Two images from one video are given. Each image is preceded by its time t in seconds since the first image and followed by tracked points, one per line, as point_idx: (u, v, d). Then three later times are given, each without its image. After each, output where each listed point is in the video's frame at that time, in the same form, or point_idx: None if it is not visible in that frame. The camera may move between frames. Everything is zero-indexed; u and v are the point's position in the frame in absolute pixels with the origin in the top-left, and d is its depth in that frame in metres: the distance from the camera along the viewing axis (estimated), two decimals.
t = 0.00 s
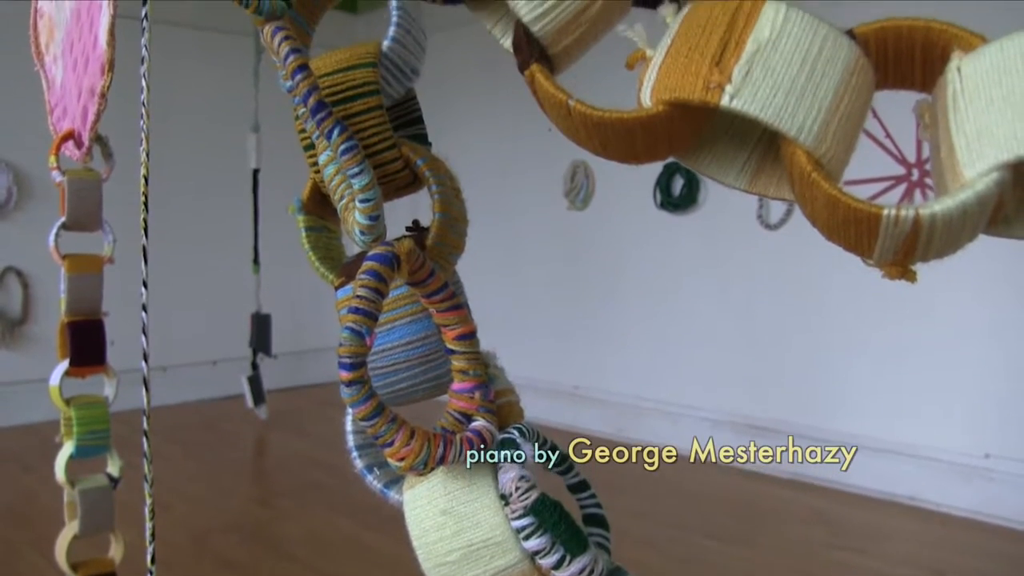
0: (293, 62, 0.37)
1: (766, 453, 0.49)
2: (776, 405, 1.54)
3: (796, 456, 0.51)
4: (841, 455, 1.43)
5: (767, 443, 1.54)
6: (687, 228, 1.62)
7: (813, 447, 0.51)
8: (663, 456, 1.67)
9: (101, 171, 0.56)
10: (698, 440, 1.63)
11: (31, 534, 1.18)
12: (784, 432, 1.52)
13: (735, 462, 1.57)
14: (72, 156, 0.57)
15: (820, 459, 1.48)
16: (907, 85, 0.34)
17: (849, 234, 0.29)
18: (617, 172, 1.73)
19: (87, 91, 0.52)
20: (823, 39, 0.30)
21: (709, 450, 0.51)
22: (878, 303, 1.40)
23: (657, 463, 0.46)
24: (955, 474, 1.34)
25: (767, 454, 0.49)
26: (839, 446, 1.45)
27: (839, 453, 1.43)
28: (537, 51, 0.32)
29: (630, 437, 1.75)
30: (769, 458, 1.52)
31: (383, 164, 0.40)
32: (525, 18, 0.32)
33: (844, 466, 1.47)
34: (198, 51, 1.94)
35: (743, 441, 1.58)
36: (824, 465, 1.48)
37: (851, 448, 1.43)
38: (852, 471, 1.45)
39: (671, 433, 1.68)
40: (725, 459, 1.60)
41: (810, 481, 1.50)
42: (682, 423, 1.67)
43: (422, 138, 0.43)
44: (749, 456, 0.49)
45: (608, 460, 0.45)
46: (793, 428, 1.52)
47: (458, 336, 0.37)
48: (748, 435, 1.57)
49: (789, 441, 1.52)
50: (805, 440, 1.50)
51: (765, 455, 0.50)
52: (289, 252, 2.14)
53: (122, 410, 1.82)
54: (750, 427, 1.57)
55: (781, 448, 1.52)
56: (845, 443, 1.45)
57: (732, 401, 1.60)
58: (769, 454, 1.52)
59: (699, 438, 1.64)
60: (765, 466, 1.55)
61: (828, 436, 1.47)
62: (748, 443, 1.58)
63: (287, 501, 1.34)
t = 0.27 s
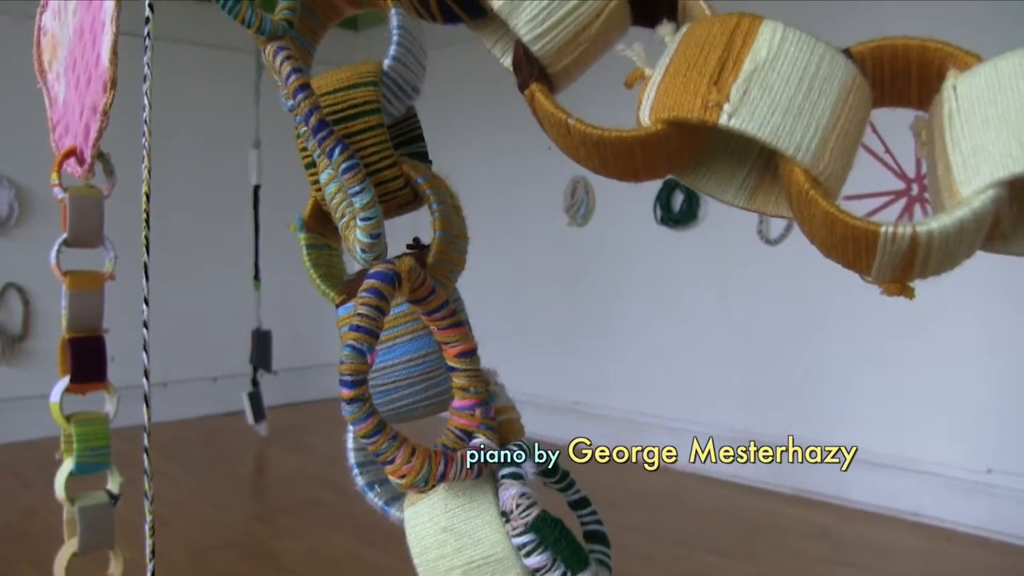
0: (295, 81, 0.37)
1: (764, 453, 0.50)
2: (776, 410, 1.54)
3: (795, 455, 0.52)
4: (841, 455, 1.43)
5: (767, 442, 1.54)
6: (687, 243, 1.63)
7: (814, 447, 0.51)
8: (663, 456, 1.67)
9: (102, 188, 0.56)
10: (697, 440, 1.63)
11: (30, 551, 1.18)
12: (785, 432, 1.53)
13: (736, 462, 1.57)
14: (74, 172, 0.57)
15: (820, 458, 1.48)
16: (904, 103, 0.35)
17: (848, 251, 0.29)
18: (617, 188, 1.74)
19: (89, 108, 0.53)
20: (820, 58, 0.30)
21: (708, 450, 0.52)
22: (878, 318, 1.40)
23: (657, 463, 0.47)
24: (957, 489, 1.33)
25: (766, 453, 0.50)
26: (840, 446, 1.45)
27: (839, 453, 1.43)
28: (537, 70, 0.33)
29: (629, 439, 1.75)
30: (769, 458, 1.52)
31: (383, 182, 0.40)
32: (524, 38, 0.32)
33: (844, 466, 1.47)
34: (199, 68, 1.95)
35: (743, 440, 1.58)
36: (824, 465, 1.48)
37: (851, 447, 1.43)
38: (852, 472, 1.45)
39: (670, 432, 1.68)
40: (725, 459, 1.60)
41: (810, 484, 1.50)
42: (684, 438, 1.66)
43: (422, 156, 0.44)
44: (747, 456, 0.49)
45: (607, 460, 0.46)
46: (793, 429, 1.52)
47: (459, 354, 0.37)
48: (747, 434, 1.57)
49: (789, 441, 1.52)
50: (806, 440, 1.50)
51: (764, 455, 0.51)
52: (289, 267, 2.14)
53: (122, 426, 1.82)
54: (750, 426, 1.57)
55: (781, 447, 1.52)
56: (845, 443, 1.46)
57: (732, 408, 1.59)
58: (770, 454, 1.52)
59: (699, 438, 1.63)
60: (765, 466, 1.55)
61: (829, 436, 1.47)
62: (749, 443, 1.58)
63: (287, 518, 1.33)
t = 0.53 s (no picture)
0: (296, 102, 0.38)
1: (764, 453, 0.51)
2: (776, 414, 1.53)
3: (796, 454, 0.53)
4: (841, 453, 1.43)
5: (767, 442, 1.54)
6: (687, 260, 1.63)
7: (814, 447, 0.53)
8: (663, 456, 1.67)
9: (104, 206, 0.56)
10: (697, 440, 1.63)
11: (29, 570, 1.18)
12: (785, 432, 1.53)
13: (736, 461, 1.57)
14: (76, 191, 0.58)
15: (821, 457, 1.48)
16: (901, 122, 0.35)
17: (846, 269, 0.30)
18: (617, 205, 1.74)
19: (91, 126, 0.53)
20: (816, 78, 0.30)
21: (708, 450, 0.53)
22: (879, 335, 1.40)
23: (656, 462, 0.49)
24: (960, 506, 1.33)
25: (766, 453, 0.51)
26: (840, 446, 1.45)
27: (839, 453, 1.43)
28: (537, 91, 0.33)
29: (629, 440, 1.75)
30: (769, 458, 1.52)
31: (384, 201, 0.40)
32: (523, 59, 0.32)
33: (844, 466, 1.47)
34: (201, 86, 1.96)
35: (743, 440, 1.58)
36: (823, 465, 1.48)
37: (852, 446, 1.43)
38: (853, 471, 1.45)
39: (670, 432, 1.68)
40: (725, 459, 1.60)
41: (811, 488, 1.49)
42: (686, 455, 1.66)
43: (422, 175, 0.44)
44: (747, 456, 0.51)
45: (607, 460, 0.48)
46: (793, 428, 1.52)
47: (460, 372, 0.37)
48: (747, 433, 1.57)
49: (789, 441, 1.52)
50: (806, 440, 1.50)
51: (764, 455, 0.52)
52: (290, 284, 2.14)
53: (122, 444, 1.82)
54: (750, 424, 1.57)
55: (781, 447, 1.52)
56: (845, 442, 1.46)
57: (733, 413, 1.59)
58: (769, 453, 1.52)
59: (700, 438, 1.63)
60: (764, 466, 1.55)
61: (829, 436, 1.47)
62: (749, 443, 1.58)
63: (287, 536, 1.33)
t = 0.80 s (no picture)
0: (297, 122, 0.38)
1: (764, 453, 0.53)
2: (775, 415, 1.53)
3: (796, 455, 0.54)
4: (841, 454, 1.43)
5: (767, 442, 1.54)
6: (687, 277, 1.63)
7: (814, 447, 0.55)
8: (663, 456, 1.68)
9: (105, 224, 0.56)
10: (697, 440, 1.63)
11: None
12: (785, 432, 1.52)
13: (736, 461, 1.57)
14: (77, 209, 0.58)
15: (821, 456, 1.48)
16: (898, 141, 0.35)
17: (843, 287, 0.30)
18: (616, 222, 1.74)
19: (93, 145, 0.53)
20: (813, 98, 0.30)
21: (710, 450, 0.55)
22: (879, 351, 1.40)
23: (657, 462, 0.51)
24: (963, 523, 1.32)
25: (766, 453, 0.53)
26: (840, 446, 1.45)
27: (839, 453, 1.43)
28: (536, 111, 0.33)
29: (629, 439, 1.75)
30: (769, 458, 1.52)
31: (384, 220, 0.40)
32: (523, 79, 0.32)
33: (844, 466, 1.47)
34: (202, 104, 1.97)
35: (743, 440, 1.58)
36: (823, 465, 1.48)
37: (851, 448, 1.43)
38: (853, 471, 1.45)
39: (670, 432, 1.69)
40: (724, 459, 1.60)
41: (812, 492, 1.49)
42: (687, 472, 1.66)
43: (423, 194, 0.44)
44: (747, 456, 0.53)
45: (608, 460, 0.50)
46: (793, 428, 1.51)
47: (460, 391, 0.37)
48: (747, 433, 1.57)
49: (789, 441, 1.52)
50: (806, 441, 1.50)
51: (766, 454, 0.54)
52: (290, 301, 2.14)
53: (121, 462, 1.81)
54: (750, 423, 1.57)
55: (781, 447, 1.52)
56: (845, 442, 1.45)
57: (733, 416, 1.59)
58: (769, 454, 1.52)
59: (699, 438, 1.63)
60: (764, 467, 1.55)
61: (829, 436, 1.47)
62: (749, 443, 1.57)
63: (287, 554, 1.32)
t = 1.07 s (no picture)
0: (297, 141, 0.38)
1: (764, 453, 0.53)
2: (775, 412, 1.52)
3: (796, 454, 0.54)
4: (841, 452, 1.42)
5: (767, 442, 1.54)
6: (687, 294, 1.63)
7: (814, 446, 0.54)
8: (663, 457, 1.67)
9: (106, 241, 0.56)
10: (697, 440, 1.63)
11: None
12: (785, 432, 1.52)
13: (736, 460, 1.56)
14: (78, 226, 0.58)
15: (820, 457, 1.47)
16: (894, 158, 0.36)
17: (842, 304, 0.30)
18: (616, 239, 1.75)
19: (94, 163, 0.54)
20: (810, 117, 0.31)
21: (710, 450, 0.55)
22: (880, 367, 1.40)
23: (657, 462, 0.51)
24: (967, 540, 1.32)
25: (766, 454, 0.53)
26: (840, 446, 1.45)
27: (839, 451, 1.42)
28: (535, 130, 0.33)
29: (629, 439, 1.75)
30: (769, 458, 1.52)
31: (385, 239, 0.41)
32: (522, 99, 0.33)
33: (844, 466, 1.46)
34: (203, 122, 1.97)
35: (743, 440, 1.57)
36: (823, 464, 1.48)
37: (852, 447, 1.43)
38: (853, 471, 1.44)
39: (669, 432, 1.68)
40: (725, 459, 1.60)
41: (812, 495, 1.49)
42: (688, 490, 1.65)
43: (422, 213, 0.45)
44: (747, 456, 0.53)
45: (607, 460, 0.51)
46: (793, 428, 1.51)
47: (460, 410, 0.38)
48: (747, 434, 1.56)
49: (789, 441, 1.52)
50: (806, 440, 1.49)
51: (766, 455, 0.54)
52: (289, 317, 2.14)
53: (121, 480, 1.81)
54: (750, 422, 1.56)
55: (781, 447, 1.51)
56: (845, 442, 1.45)
57: (733, 416, 1.58)
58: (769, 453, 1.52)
59: (700, 438, 1.63)
60: (764, 465, 1.55)
61: (829, 434, 1.46)
62: (748, 444, 1.57)
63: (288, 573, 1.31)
